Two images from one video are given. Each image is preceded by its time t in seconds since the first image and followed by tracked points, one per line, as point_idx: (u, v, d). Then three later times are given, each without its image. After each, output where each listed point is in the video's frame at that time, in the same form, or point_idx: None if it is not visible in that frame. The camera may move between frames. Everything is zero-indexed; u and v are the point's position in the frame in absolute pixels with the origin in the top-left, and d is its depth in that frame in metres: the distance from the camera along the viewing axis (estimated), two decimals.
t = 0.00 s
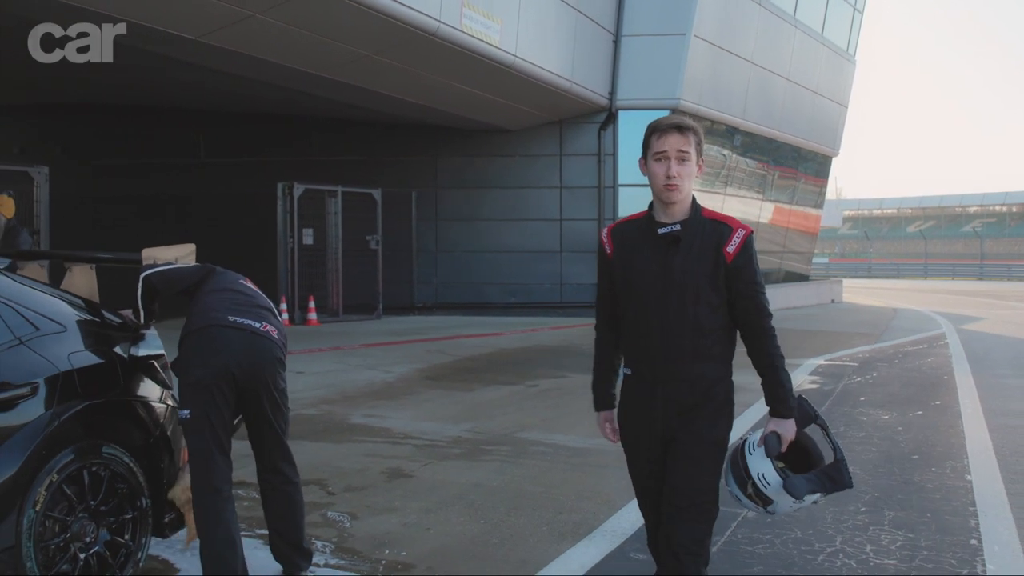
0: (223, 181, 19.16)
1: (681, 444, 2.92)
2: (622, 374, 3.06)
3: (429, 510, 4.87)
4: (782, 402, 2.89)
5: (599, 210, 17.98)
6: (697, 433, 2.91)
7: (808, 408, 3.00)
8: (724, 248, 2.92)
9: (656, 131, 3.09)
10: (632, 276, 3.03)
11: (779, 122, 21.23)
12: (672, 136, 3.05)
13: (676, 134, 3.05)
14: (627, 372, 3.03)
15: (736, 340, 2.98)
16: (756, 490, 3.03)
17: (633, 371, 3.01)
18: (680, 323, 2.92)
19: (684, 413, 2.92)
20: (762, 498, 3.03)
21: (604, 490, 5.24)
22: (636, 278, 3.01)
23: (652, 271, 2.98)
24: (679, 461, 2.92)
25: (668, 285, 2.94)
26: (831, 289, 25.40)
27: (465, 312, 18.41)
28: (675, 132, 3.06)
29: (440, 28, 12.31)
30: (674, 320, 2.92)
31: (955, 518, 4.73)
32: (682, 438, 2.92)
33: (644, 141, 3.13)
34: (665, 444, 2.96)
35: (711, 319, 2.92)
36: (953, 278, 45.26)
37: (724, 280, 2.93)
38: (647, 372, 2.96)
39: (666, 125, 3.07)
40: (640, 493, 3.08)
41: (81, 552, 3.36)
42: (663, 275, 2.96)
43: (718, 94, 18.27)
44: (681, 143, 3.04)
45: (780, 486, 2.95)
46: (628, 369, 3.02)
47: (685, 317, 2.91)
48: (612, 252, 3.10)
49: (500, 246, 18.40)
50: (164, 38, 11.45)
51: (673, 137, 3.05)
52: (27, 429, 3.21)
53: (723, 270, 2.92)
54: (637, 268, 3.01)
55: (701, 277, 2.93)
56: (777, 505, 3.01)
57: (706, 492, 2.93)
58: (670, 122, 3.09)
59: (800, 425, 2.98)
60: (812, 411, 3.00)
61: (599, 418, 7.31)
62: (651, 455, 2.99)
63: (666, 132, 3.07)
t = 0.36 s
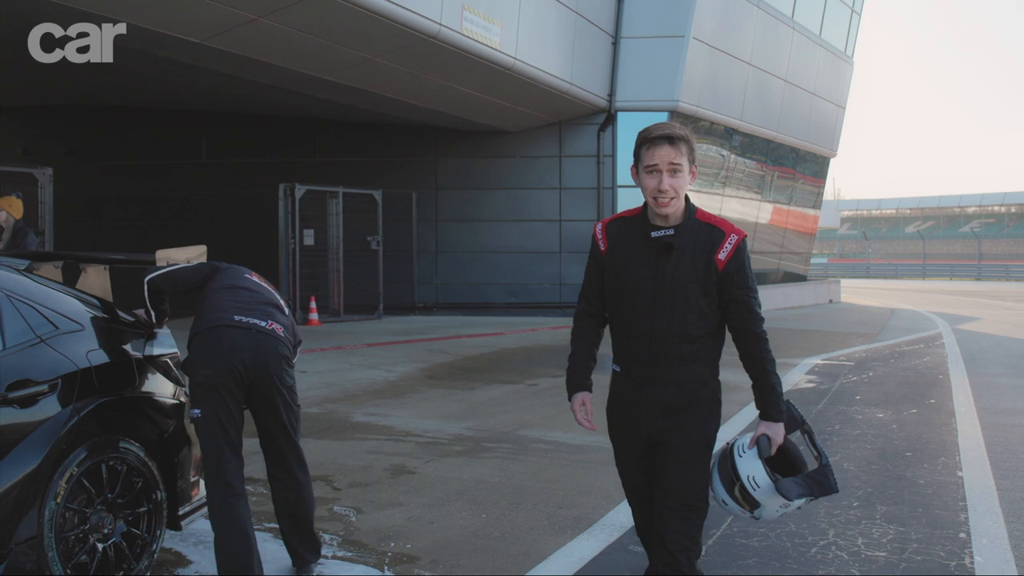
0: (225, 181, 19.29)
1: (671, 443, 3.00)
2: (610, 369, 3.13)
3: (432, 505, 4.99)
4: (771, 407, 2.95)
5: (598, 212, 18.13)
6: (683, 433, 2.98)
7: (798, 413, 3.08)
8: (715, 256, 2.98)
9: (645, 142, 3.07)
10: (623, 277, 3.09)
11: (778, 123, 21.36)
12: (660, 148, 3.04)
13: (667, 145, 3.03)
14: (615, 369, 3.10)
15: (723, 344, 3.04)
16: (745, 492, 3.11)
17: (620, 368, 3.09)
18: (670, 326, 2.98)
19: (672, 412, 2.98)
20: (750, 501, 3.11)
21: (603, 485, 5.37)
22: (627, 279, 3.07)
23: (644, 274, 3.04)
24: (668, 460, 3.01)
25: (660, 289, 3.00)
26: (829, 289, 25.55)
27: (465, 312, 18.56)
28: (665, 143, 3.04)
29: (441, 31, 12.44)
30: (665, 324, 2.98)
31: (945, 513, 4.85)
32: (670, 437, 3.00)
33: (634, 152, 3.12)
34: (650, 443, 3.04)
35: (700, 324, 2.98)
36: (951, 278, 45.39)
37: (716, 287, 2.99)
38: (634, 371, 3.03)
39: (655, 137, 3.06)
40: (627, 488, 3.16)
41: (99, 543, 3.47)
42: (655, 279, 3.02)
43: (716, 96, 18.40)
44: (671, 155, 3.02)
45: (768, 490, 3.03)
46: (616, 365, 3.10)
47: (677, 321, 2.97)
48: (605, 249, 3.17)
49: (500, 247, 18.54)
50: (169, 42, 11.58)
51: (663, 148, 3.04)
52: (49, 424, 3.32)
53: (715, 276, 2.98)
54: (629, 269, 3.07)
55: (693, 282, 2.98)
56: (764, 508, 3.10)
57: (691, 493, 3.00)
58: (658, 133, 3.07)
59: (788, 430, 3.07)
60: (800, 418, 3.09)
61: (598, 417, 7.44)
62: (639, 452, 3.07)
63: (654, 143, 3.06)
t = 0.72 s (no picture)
0: (227, 182, 19.41)
1: (665, 436, 2.96)
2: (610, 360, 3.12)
3: (438, 498, 5.11)
4: (750, 402, 2.84)
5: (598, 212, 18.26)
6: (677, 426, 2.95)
7: (777, 418, 2.88)
8: (717, 250, 2.94)
9: (670, 128, 3.07)
10: (627, 267, 3.07)
11: (777, 124, 21.48)
12: (683, 135, 3.04)
13: (688, 133, 3.04)
14: (614, 359, 3.09)
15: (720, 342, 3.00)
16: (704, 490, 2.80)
17: (619, 358, 3.07)
18: (669, 318, 2.95)
19: (667, 405, 2.95)
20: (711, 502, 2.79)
21: (606, 480, 5.49)
22: (630, 270, 3.05)
23: (647, 265, 3.02)
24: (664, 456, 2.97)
25: (661, 281, 2.98)
26: (828, 290, 25.70)
27: (466, 312, 18.68)
28: (687, 131, 3.05)
29: (444, 33, 12.56)
30: (664, 317, 2.96)
31: (939, 506, 4.97)
32: (662, 431, 2.96)
33: (655, 137, 3.12)
34: (644, 438, 3.02)
35: (698, 318, 2.94)
36: (950, 279, 45.52)
37: (716, 281, 2.95)
38: (632, 362, 3.01)
39: (679, 123, 3.06)
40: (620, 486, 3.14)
41: (121, 531, 3.60)
42: (656, 271, 3.00)
43: (715, 97, 18.53)
44: (692, 143, 3.03)
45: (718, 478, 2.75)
46: (615, 356, 3.08)
47: (676, 314, 2.95)
48: (612, 238, 3.14)
49: (501, 247, 18.67)
50: (175, 43, 11.71)
51: (685, 135, 3.05)
52: (75, 416, 3.45)
53: (716, 269, 2.94)
54: (632, 259, 3.05)
55: (693, 274, 2.95)
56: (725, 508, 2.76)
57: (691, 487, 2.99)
58: (683, 121, 3.07)
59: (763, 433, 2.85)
60: (784, 427, 2.85)
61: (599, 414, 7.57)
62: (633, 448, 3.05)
63: (677, 131, 3.06)
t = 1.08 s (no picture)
0: (231, 182, 19.55)
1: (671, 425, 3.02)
2: (619, 355, 3.19)
3: (449, 490, 5.26)
4: (737, 389, 2.92)
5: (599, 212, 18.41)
6: (685, 416, 3.01)
7: (766, 408, 2.93)
8: (728, 248, 3.04)
9: (676, 129, 3.14)
10: (639, 265, 3.16)
11: (777, 124, 21.62)
12: (691, 134, 3.11)
13: (696, 132, 3.11)
14: (623, 354, 3.16)
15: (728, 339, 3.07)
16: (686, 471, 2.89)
17: (629, 353, 3.15)
18: (680, 313, 3.03)
19: (676, 398, 3.02)
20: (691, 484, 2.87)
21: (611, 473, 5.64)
22: (643, 266, 3.13)
23: (660, 263, 3.11)
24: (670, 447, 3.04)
25: (673, 277, 3.06)
26: (828, 289, 25.84)
27: (468, 311, 18.82)
28: (695, 131, 3.11)
29: (447, 35, 12.71)
30: (674, 311, 3.03)
31: (935, 498, 5.11)
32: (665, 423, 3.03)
33: (663, 138, 3.19)
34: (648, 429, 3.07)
35: (709, 313, 3.02)
36: (949, 278, 45.65)
37: (726, 278, 3.04)
38: (642, 354, 3.08)
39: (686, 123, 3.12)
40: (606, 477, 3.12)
41: (147, 521, 3.76)
42: (669, 267, 3.08)
43: (715, 98, 18.67)
44: (700, 142, 3.10)
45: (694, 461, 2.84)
46: (625, 351, 3.16)
47: (687, 308, 3.02)
48: (625, 237, 3.23)
49: (503, 247, 18.81)
50: (181, 46, 11.82)
51: (692, 135, 3.12)
52: (104, 409, 3.60)
53: (726, 267, 3.04)
54: (645, 256, 3.14)
55: (704, 272, 3.04)
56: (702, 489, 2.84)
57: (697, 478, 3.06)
58: (690, 120, 3.14)
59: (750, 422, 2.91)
60: (774, 421, 2.90)
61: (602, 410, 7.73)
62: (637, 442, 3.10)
63: (685, 131, 3.13)
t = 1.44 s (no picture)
0: (234, 182, 19.67)
1: (680, 422, 3.09)
2: (622, 354, 3.22)
3: (455, 483, 5.38)
4: (768, 392, 3.09)
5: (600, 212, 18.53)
6: (691, 411, 3.08)
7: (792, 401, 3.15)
8: (733, 247, 3.13)
9: (672, 132, 3.25)
10: (642, 267, 3.20)
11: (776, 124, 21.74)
12: (687, 135, 3.22)
13: (691, 133, 3.22)
14: (628, 352, 3.19)
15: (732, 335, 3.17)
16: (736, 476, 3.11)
17: (634, 351, 3.18)
18: (687, 311, 3.10)
19: (682, 396, 3.08)
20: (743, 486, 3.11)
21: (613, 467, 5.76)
22: (647, 267, 3.18)
23: (665, 262, 3.16)
24: (678, 443, 3.10)
25: (678, 278, 3.13)
26: (827, 288, 25.98)
27: (469, 310, 18.96)
28: (691, 131, 3.22)
29: (450, 37, 12.83)
30: (681, 309, 3.11)
31: (930, 490, 5.21)
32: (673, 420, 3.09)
33: (660, 142, 3.30)
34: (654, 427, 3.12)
35: (715, 311, 3.11)
36: (948, 278, 45.78)
37: (730, 277, 3.14)
38: (650, 353, 3.12)
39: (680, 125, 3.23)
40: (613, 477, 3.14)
41: (164, 511, 3.90)
42: (674, 267, 3.15)
43: (715, 98, 18.79)
44: (696, 142, 3.21)
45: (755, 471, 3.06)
46: (630, 349, 3.19)
47: (693, 309, 3.10)
48: (626, 239, 3.26)
49: (505, 246, 18.95)
50: (185, 48, 11.93)
51: (688, 136, 3.22)
52: (123, 403, 3.74)
53: (731, 267, 3.14)
54: (648, 257, 3.18)
55: (709, 271, 3.12)
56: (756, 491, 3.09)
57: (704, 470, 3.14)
58: (684, 123, 3.25)
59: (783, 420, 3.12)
60: (799, 410, 3.14)
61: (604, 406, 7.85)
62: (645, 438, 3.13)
63: (681, 132, 3.24)
